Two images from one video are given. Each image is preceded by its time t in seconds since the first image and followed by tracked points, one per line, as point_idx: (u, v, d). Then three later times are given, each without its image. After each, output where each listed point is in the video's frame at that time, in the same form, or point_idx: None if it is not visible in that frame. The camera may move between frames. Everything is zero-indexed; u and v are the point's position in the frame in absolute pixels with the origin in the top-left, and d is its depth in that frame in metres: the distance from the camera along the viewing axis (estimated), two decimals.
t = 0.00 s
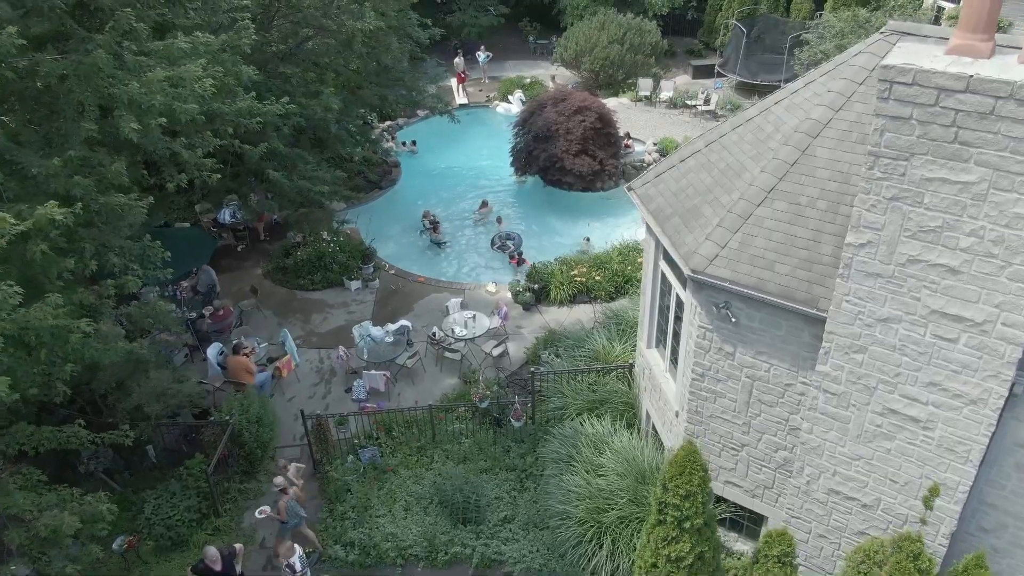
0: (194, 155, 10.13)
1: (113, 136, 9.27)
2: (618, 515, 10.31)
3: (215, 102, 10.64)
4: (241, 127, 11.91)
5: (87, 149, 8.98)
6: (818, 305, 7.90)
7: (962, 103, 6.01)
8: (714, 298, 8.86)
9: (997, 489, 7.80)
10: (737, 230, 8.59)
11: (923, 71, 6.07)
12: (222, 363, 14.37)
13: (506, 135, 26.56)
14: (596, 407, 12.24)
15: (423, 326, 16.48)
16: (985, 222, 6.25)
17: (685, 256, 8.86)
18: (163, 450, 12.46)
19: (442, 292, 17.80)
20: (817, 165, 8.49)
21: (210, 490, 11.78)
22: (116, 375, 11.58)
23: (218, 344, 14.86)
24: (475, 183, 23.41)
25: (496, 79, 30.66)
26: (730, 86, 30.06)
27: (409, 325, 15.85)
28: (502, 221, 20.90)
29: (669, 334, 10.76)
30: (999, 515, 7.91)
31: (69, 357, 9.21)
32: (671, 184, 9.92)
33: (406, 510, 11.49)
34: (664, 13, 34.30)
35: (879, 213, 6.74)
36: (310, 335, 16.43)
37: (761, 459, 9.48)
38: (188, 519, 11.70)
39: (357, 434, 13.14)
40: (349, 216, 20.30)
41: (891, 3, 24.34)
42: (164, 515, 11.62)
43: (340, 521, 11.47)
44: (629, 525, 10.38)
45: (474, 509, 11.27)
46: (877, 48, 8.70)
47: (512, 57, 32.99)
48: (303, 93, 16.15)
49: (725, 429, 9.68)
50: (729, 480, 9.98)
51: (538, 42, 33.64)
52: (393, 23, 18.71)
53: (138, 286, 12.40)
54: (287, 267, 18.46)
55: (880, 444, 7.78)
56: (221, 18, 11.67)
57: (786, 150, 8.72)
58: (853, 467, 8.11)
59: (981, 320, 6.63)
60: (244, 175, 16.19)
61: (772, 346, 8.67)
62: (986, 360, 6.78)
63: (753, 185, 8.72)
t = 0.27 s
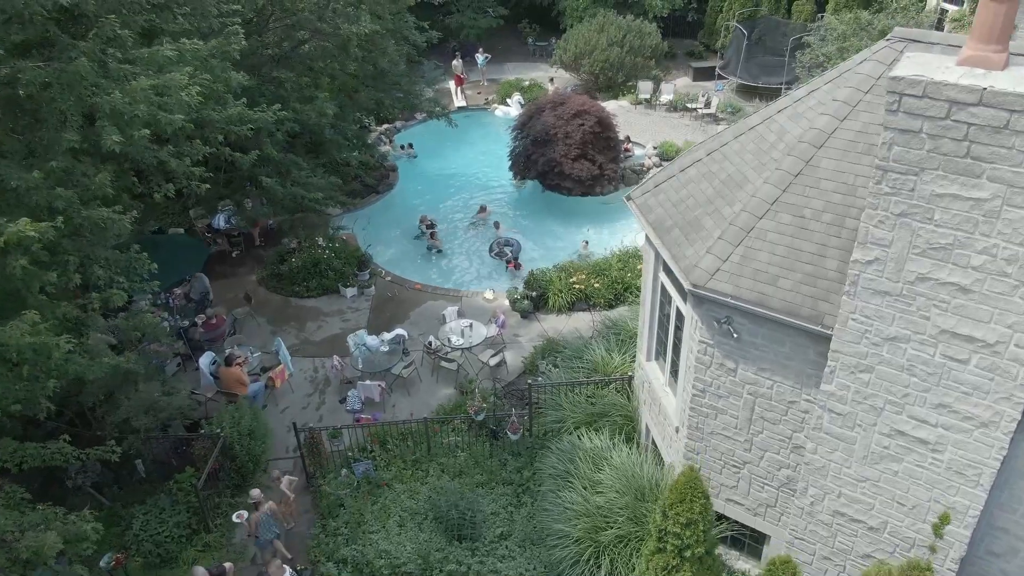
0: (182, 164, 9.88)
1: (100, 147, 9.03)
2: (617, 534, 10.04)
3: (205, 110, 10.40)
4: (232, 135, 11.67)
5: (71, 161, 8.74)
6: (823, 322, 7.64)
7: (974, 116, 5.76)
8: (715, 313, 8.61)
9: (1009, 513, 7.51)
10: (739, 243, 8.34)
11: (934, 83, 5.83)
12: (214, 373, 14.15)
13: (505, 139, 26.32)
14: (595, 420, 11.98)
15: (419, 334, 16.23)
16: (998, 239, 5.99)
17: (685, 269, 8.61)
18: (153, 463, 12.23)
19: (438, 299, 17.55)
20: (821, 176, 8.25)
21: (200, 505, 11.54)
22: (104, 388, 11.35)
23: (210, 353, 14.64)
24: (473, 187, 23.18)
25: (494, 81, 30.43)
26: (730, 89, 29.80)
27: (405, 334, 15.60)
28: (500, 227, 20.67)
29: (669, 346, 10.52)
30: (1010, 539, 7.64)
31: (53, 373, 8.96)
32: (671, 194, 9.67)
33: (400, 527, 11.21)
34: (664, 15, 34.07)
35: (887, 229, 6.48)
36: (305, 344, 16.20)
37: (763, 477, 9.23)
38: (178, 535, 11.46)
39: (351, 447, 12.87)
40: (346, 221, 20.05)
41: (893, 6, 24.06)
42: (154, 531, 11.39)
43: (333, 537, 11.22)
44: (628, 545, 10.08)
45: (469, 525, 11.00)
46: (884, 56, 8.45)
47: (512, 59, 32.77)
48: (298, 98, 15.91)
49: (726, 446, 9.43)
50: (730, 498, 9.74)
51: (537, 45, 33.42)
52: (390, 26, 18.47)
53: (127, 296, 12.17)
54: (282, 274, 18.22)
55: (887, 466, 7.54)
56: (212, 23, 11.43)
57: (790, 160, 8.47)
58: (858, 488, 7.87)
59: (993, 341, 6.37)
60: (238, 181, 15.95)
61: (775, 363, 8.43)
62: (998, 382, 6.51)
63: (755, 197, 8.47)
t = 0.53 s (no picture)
0: (167, 176, 9.60)
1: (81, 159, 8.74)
2: (616, 557, 9.72)
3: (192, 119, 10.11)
4: (221, 144, 11.38)
5: (50, 173, 8.46)
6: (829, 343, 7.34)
7: (991, 134, 5.47)
8: (717, 331, 8.30)
9: None
10: (742, 260, 8.04)
11: (948, 99, 5.54)
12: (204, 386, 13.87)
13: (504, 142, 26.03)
14: (593, 437, 11.67)
15: (414, 345, 15.93)
16: (1016, 262, 5.69)
17: (686, 287, 8.31)
18: (141, 479, 11.95)
19: (435, 308, 17.26)
20: (827, 190, 7.96)
21: (188, 523, 11.25)
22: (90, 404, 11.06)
23: (201, 365, 14.36)
24: (471, 192, 22.89)
25: (493, 84, 30.14)
26: (731, 92, 29.47)
27: (400, 345, 15.30)
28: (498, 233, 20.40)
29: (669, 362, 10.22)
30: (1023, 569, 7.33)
31: (32, 393, 8.67)
32: (671, 207, 9.38)
33: (393, 547, 10.92)
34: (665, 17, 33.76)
35: (898, 249, 6.19)
36: (299, 354, 15.91)
37: (766, 500, 8.93)
38: (165, 554, 11.16)
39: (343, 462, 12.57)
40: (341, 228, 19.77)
41: (897, 8, 23.73)
42: (140, 550, 11.09)
43: (324, 557, 10.93)
44: (627, 569, 9.71)
45: (463, 546, 10.70)
46: (892, 65, 8.15)
47: (511, 61, 32.48)
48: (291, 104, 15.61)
49: (728, 467, 9.13)
50: (732, 520, 9.44)
51: (536, 47, 33.13)
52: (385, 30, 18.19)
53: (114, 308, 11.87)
54: (276, 282, 17.93)
55: (896, 494, 7.23)
56: (200, 29, 11.14)
57: (794, 173, 8.18)
58: (866, 516, 7.57)
59: (1009, 367, 6.06)
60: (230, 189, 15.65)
61: (779, 384, 8.13)
62: (1014, 410, 6.21)
63: (758, 211, 8.18)
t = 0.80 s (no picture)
0: (154, 186, 9.35)
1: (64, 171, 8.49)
2: None
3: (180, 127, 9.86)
4: (211, 152, 11.13)
5: (30, 185, 8.19)
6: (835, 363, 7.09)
7: (1008, 150, 5.21)
8: (719, 348, 8.05)
9: None
10: (745, 275, 7.79)
11: (962, 113, 5.29)
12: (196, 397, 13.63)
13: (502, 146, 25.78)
14: (591, 451, 11.42)
15: (410, 354, 15.67)
16: None
17: (687, 302, 8.05)
18: (130, 494, 11.67)
19: (431, 316, 17.01)
20: (833, 203, 7.71)
21: (177, 540, 11.00)
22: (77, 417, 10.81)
23: (193, 375, 14.13)
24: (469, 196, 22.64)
25: (492, 86, 29.88)
26: (732, 94, 29.20)
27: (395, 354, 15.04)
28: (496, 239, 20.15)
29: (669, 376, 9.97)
30: None
31: (13, 411, 8.42)
32: (671, 218, 9.13)
33: (386, 565, 10.66)
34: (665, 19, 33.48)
35: (908, 269, 5.93)
36: (293, 363, 15.66)
37: (769, 520, 8.68)
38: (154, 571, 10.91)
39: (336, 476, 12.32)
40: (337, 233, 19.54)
41: (899, 10, 23.44)
42: (128, 567, 10.85)
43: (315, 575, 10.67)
44: None
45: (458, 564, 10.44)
46: (899, 74, 7.89)
47: (510, 63, 32.22)
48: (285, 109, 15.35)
49: (730, 486, 8.87)
50: (734, 540, 9.19)
51: (535, 49, 32.86)
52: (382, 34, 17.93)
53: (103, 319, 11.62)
54: (270, 289, 17.68)
55: (905, 519, 6.97)
56: (189, 34, 10.89)
57: (799, 185, 7.92)
58: (873, 541, 7.31)
59: None
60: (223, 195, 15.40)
61: (783, 403, 7.88)
62: None
63: (761, 225, 7.93)
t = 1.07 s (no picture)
0: (140, 196, 9.09)
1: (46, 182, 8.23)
2: None
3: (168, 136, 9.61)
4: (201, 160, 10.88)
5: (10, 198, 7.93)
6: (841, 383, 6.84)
7: None
8: (721, 366, 7.78)
9: None
10: (749, 290, 7.54)
11: (978, 128, 5.04)
12: (188, 408, 13.39)
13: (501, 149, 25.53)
14: (590, 466, 11.17)
15: (406, 363, 15.42)
16: None
17: (688, 318, 7.79)
18: (118, 509, 11.42)
19: (428, 323, 16.77)
20: (839, 216, 7.46)
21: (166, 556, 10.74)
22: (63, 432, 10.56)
23: (185, 385, 13.88)
24: (467, 201, 22.40)
25: (491, 89, 29.62)
26: (733, 97, 28.95)
27: (391, 364, 14.79)
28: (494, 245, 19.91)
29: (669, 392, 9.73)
30: None
31: None
32: (672, 229, 8.88)
33: None
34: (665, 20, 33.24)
35: (919, 289, 5.68)
36: (287, 372, 15.40)
37: (772, 541, 8.42)
38: None
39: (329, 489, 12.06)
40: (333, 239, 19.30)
41: (902, 12, 23.19)
42: None
43: None
44: None
45: None
46: (907, 82, 7.64)
47: (509, 65, 31.97)
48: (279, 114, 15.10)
49: (732, 506, 8.62)
50: (736, 560, 8.93)
51: (534, 50, 32.61)
52: (378, 37, 17.69)
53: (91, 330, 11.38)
54: (265, 295, 17.43)
55: (914, 546, 6.71)
56: (178, 39, 10.64)
57: (804, 197, 7.67)
58: (880, 567, 7.05)
59: None
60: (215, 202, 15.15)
61: (787, 423, 7.63)
62: None
63: (765, 239, 7.68)
